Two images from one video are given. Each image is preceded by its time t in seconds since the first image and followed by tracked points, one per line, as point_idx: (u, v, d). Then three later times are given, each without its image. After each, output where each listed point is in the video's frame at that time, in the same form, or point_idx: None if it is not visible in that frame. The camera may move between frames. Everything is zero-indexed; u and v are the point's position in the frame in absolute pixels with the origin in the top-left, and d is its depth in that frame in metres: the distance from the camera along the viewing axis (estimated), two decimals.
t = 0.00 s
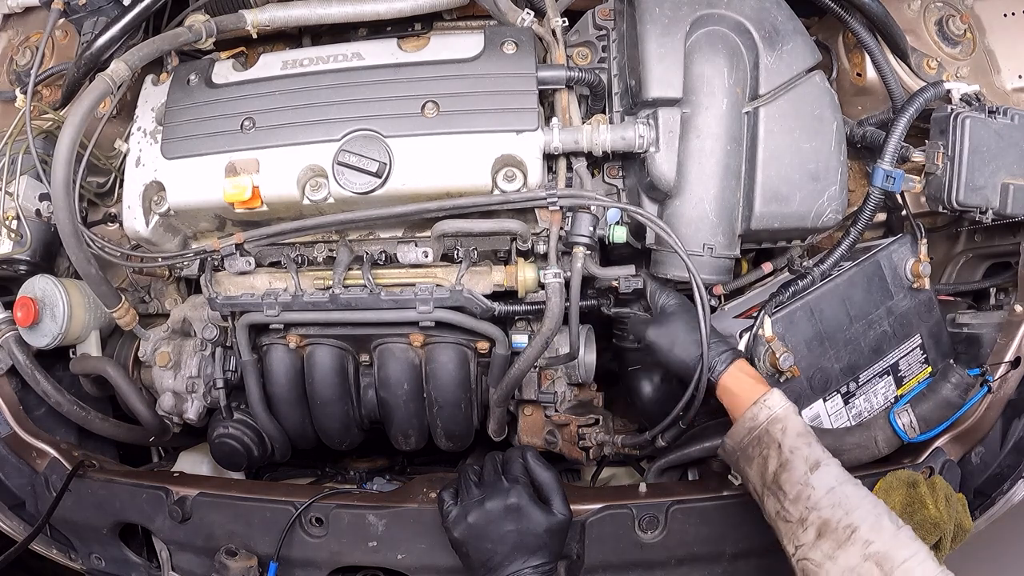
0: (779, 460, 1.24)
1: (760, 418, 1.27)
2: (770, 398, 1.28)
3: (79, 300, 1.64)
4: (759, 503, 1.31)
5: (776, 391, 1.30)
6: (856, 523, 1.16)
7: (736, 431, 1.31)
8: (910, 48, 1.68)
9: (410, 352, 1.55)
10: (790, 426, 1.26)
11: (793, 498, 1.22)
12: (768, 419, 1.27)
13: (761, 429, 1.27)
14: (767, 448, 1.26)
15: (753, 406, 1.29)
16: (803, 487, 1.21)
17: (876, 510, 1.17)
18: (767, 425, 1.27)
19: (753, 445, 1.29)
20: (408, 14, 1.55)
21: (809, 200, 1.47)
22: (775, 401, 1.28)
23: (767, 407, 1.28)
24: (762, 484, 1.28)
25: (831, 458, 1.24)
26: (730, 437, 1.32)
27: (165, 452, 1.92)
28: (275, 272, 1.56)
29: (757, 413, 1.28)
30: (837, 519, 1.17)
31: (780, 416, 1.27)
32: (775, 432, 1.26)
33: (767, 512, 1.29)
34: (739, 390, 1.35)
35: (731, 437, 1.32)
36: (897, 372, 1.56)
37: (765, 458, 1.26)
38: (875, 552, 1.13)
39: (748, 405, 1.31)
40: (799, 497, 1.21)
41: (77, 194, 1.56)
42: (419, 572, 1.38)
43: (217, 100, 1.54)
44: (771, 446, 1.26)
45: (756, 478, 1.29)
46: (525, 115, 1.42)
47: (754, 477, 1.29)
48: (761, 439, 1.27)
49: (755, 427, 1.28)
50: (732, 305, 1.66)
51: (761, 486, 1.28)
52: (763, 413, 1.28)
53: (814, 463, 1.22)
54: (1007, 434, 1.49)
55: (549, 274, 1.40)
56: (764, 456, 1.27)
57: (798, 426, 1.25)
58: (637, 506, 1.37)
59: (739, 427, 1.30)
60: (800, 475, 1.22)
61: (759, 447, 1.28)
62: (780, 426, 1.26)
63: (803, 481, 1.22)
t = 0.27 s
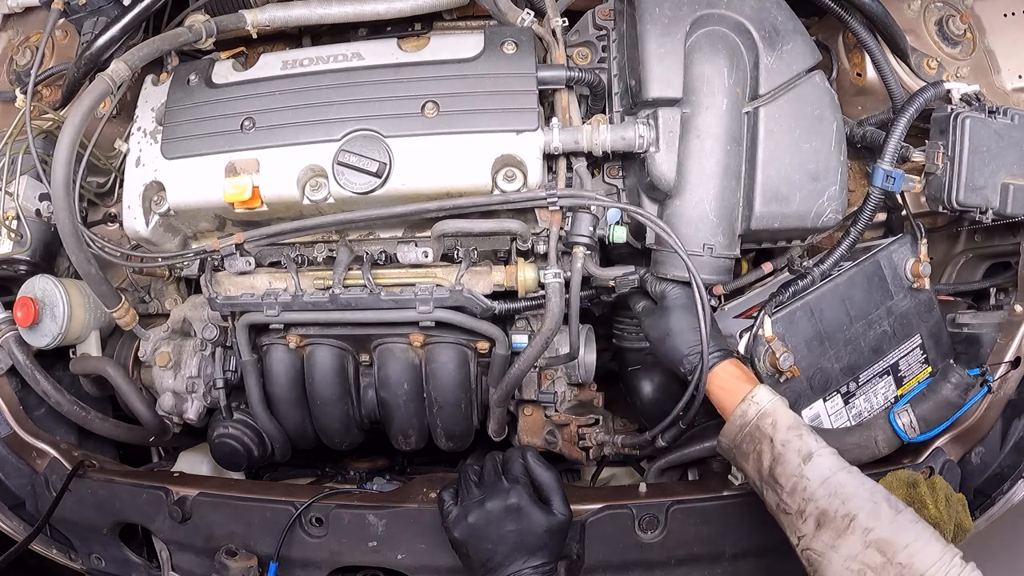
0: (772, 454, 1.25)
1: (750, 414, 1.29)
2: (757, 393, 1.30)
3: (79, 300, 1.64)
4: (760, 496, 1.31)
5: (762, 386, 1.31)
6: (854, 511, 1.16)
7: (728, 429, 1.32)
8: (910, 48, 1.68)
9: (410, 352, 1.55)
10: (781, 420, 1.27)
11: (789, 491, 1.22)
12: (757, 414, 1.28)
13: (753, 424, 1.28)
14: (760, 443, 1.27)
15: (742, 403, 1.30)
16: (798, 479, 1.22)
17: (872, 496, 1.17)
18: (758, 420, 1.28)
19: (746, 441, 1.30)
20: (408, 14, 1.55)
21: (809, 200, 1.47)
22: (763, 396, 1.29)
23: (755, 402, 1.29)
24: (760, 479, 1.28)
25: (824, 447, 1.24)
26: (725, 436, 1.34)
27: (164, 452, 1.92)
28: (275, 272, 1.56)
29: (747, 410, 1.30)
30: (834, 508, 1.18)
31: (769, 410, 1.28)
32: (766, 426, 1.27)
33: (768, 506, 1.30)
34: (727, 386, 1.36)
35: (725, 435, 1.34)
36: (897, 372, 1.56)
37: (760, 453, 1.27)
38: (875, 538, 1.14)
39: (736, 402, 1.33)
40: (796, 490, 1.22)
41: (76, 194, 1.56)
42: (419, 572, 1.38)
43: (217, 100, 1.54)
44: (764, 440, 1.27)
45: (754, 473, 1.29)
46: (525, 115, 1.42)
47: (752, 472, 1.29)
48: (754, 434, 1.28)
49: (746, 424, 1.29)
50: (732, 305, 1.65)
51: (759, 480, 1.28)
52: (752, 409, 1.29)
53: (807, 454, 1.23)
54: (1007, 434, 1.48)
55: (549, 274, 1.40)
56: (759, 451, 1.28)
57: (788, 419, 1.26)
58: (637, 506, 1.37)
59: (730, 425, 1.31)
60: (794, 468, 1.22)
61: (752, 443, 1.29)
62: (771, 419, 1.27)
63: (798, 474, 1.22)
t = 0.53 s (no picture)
0: (765, 460, 1.24)
1: (742, 421, 1.29)
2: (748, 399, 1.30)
3: (79, 300, 1.64)
4: (751, 504, 1.31)
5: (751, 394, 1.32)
6: (846, 515, 1.17)
7: (719, 437, 1.32)
8: (910, 48, 1.68)
9: (410, 352, 1.55)
10: (772, 426, 1.27)
11: (782, 498, 1.22)
12: (749, 421, 1.28)
13: (744, 431, 1.28)
14: (752, 450, 1.27)
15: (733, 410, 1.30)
16: (790, 485, 1.22)
17: (863, 500, 1.18)
18: (749, 426, 1.28)
19: (738, 448, 1.29)
20: (408, 14, 1.55)
21: (809, 199, 1.47)
22: (754, 404, 1.29)
23: (747, 410, 1.29)
24: (752, 487, 1.28)
25: (814, 452, 1.24)
26: (716, 444, 1.33)
27: (164, 452, 1.92)
28: (275, 272, 1.56)
29: (739, 417, 1.29)
30: (827, 514, 1.18)
31: (760, 416, 1.28)
32: (757, 432, 1.26)
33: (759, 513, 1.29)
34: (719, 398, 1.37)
35: (716, 443, 1.33)
36: (897, 372, 1.56)
37: (752, 460, 1.27)
38: (869, 543, 1.15)
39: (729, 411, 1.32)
40: (788, 496, 1.21)
41: (76, 194, 1.56)
42: (419, 572, 1.38)
43: (217, 100, 1.54)
44: (756, 447, 1.27)
45: (746, 481, 1.29)
46: (525, 115, 1.42)
47: (744, 480, 1.29)
48: (746, 441, 1.28)
49: (738, 431, 1.29)
50: (732, 306, 1.65)
51: (751, 488, 1.28)
52: (744, 415, 1.29)
53: (798, 460, 1.22)
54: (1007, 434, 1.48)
55: (549, 274, 1.40)
56: (751, 459, 1.27)
57: (780, 425, 1.26)
58: (637, 506, 1.37)
59: (722, 433, 1.31)
60: (786, 474, 1.22)
61: (745, 450, 1.28)
62: (762, 426, 1.27)
63: (789, 480, 1.22)
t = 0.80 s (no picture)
0: (776, 484, 1.21)
1: (756, 443, 1.24)
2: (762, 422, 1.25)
3: (79, 300, 1.64)
4: (756, 525, 1.28)
5: (766, 417, 1.27)
6: (854, 539, 1.16)
7: (730, 459, 1.27)
8: (910, 48, 1.68)
9: (410, 352, 1.55)
10: (785, 449, 1.23)
11: (790, 521, 1.20)
12: (763, 444, 1.24)
13: (756, 454, 1.24)
14: (763, 473, 1.23)
15: (746, 433, 1.25)
16: (800, 508, 1.19)
17: (871, 525, 1.17)
18: (762, 449, 1.23)
19: (749, 470, 1.25)
20: (408, 14, 1.55)
21: (809, 199, 1.47)
22: (767, 427, 1.25)
23: (761, 433, 1.24)
24: (759, 509, 1.25)
25: (824, 475, 1.22)
26: (724, 466, 1.28)
27: (164, 452, 1.92)
28: (275, 272, 1.56)
29: (752, 440, 1.25)
30: (835, 538, 1.17)
31: (773, 438, 1.23)
32: (769, 455, 1.23)
33: (764, 535, 1.27)
34: (728, 415, 1.30)
35: (725, 465, 1.28)
36: (897, 372, 1.56)
37: (762, 483, 1.23)
38: (875, 567, 1.14)
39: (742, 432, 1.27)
40: (796, 520, 1.19)
41: (76, 194, 1.56)
42: (419, 572, 1.38)
43: (217, 100, 1.54)
44: (767, 469, 1.23)
45: (754, 502, 1.26)
46: (525, 115, 1.42)
47: (752, 502, 1.26)
48: (758, 464, 1.23)
49: (751, 453, 1.24)
50: (732, 306, 1.65)
51: (759, 509, 1.25)
52: (757, 438, 1.24)
53: (809, 483, 1.20)
54: (1007, 435, 1.48)
55: (549, 274, 1.40)
56: (761, 481, 1.24)
57: (793, 449, 1.22)
58: (637, 506, 1.37)
59: (732, 455, 1.26)
60: (796, 498, 1.19)
61: (755, 472, 1.24)
62: (775, 449, 1.23)
63: (798, 504, 1.19)
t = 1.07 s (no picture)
0: (801, 498, 1.22)
1: (784, 456, 1.25)
2: (793, 436, 1.26)
3: (79, 300, 1.65)
4: (774, 539, 1.28)
5: (798, 431, 1.27)
6: (873, 564, 1.17)
7: (757, 468, 1.27)
8: (910, 48, 1.68)
9: (410, 352, 1.55)
10: (813, 465, 1.24)
11: (811, 539, 1.20)
12: (792, 457, 1.24)
13: (785, 466, 1.24)
14: (789, 486, 1.23)
15: (777, 444, 1.26)
16: (822, 527, 1.20)
17: (891, 555, 1.18)
18: (791, 462, 1.24)
19: (774, 482, 1.25)
20: (408, 14, 1.55)
21: (809, 199, 1.47)
22: (798, 440, 1.25)
23: (791, 446, 1.25)
24: (780, 523, 1.25)
25: (849, 498, 1.23)
26: (749, 475, 1.29)
27: (164, 452, 1.92)
28: (275, 272, 1.56)
29: (781, 451, 1.25)
30: (855, 561, 1.17)
31: (803, 453, 1.25)
32: (797, 470, 1.23)
33: (780, 551, 1.27)
34: (761, 424, 1.30)
35: (750, 474, 1.29)
36: (897, 372, 1.56)
37: (786, 496, 1.24)
38: None
39: (772, 443, 1.27)
40: (817, 538, 1.20)
41: (76, 194, 1.56)
42: (419, 572, 1.38)
43: (217, 100, 1.54)
44: (793, 483, 1.23)
45: (774, 515, 1.26)
46: (525, 115, 1.42)
47: (772, 515, 1.26)
48: (784, 476, 1.24)
49: (778, 465, 1.25)
50: (732, 305, 1.65)
51: (779, 523, 1.25)
52: (787, 450, 1.25)
53: (834, 503, 1.21)
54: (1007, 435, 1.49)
55: (548, 274, 1.40)
56: (785, 494, 1.24)
57: (822, 466, 1.23)
58: (637, 506, 1.37)
59: (759, 464, 1.27)
60: (820, 516, 1.20)
61: (780, 485, 1.25)
62: (803, 463, 1.24)
63: (822, 522, 1.20)
